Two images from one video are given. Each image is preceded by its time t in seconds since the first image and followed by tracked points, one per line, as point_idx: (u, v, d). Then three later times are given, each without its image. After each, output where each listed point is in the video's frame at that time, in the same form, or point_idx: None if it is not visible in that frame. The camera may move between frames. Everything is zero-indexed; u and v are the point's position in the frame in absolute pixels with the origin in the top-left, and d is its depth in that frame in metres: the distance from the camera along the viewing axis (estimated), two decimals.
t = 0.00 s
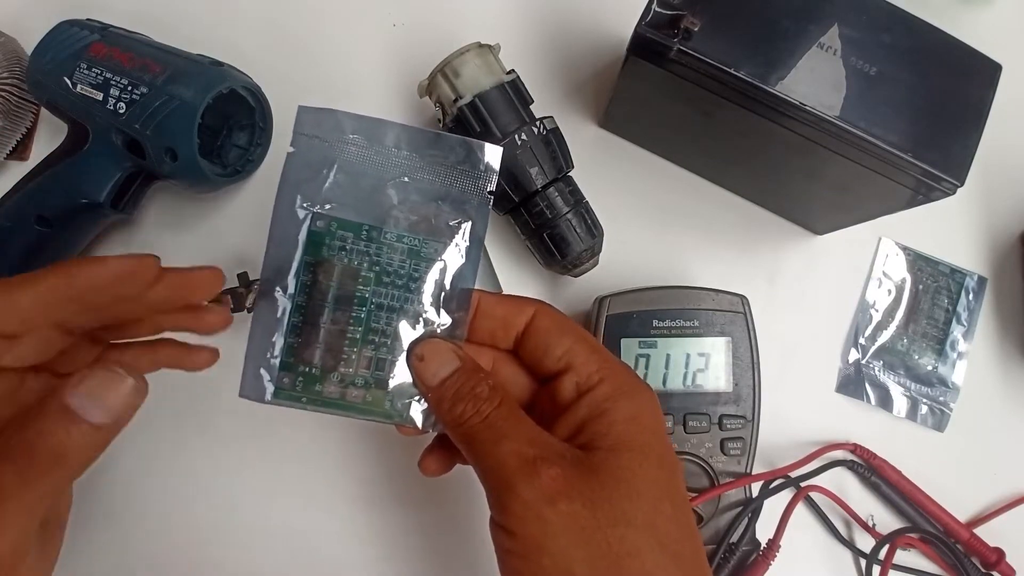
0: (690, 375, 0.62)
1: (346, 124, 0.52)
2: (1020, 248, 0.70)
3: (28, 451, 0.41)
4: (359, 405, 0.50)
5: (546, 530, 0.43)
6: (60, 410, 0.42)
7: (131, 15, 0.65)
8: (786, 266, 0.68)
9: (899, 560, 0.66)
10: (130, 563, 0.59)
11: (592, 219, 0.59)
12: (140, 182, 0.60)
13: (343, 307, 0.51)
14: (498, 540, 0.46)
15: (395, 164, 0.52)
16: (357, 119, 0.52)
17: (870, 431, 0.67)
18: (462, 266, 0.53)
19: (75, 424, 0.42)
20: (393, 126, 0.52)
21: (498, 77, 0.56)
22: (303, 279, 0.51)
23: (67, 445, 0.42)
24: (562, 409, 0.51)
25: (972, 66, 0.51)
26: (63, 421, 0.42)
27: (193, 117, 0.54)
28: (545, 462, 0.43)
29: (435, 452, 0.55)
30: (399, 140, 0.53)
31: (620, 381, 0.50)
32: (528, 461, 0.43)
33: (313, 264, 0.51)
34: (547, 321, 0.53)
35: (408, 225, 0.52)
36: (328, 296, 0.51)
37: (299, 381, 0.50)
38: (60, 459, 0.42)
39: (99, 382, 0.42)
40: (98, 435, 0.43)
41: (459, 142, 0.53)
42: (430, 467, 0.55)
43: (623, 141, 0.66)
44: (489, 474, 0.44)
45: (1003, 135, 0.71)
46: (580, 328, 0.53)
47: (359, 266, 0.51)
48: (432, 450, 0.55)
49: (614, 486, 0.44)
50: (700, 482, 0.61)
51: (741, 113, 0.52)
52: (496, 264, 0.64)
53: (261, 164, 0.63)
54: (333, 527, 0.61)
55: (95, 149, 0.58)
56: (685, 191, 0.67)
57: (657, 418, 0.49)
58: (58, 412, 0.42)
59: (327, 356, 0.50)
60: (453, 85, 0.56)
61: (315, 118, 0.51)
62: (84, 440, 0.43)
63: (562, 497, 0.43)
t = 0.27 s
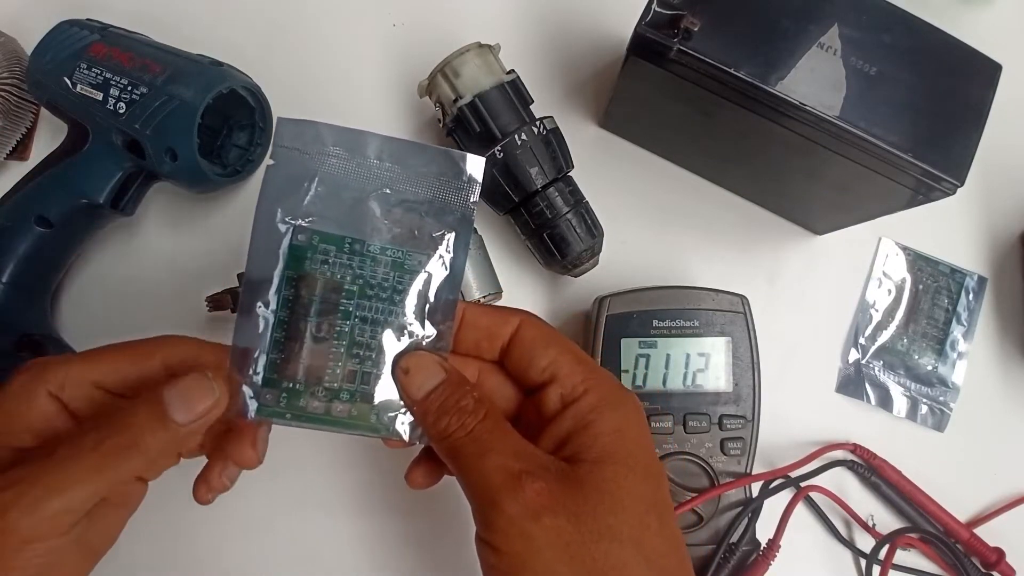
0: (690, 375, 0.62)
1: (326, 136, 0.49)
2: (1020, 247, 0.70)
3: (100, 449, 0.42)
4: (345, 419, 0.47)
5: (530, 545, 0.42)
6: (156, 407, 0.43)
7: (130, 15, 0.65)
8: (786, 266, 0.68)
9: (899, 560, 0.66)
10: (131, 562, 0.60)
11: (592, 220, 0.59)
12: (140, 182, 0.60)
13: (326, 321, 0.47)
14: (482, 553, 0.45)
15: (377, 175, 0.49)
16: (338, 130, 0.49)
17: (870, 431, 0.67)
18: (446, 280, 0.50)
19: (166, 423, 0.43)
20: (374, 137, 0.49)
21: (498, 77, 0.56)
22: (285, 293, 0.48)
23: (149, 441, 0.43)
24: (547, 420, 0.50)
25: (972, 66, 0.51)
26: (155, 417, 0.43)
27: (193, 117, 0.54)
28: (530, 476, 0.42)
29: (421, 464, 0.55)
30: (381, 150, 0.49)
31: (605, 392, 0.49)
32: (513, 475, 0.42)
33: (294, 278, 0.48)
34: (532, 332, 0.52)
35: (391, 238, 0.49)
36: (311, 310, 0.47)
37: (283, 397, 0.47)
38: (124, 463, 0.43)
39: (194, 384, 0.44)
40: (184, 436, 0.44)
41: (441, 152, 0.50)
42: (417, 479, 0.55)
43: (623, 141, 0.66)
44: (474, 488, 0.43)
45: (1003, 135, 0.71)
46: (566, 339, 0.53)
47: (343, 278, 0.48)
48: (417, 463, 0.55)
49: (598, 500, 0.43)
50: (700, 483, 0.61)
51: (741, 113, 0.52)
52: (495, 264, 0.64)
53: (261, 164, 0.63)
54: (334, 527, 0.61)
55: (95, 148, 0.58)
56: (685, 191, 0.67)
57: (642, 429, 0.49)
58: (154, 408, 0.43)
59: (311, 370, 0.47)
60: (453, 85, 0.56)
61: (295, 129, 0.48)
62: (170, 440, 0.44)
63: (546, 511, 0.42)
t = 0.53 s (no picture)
0: (690, 375, 0.62)
1: (326, 143, 0.49)
2: (1020, 248, 0.70)
3: (106, 449, 0.42)
4: (343, 418, 0.48)
5: (521, 538, 0.42)
6: (162, 403, 0.43)
7: (130, 15, 0.65)
8: (786, 266, 0.68)
9: (899, 560, 0.66)
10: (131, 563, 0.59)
11: (592, 220, 0.59)
12: (140, 182, 0.60)
13: (325, 322, 0.48)
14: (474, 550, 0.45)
15: (375, 182, 0.50)
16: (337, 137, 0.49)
17: (870, 431, 0.67)
18: (440, 281, 0.50)
19: (172, 420, 0.43)
20: (372, 145, 0.50)
21: (498, 77, 0.56)
22: (285, 294, 0.48)
23: (156, 438, 0.43)
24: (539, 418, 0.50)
25: (972, 66, 0.51)
26: (163, 415, 0.43)
27: (193, 117, 0.54)
28: (519, 470, 0.42)
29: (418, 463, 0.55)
30: (379, 157, 0.50)
31: (595, 387, 0.49)
32: (503, 469, 0.42)
33: (294, 279, 0.48)
34: (524, 331, 0.52)
35: (388, 242, 0.50)
36: (311, 311, 0.48)
37: (282, 396, 0.47)
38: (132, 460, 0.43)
39: (203, 381, 0.44)
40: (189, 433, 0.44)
41: (438, 159, 0.50)
42: (413, 478, 0.55)
43: (623, 141, 0.66)
44: (465, 483, 0.43)
45: (1003, 135, 0.71)
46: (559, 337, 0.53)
47: (341, 280, 0.49)
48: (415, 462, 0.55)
49: (589, 492, 0.43)
50: (700, 483, 0.61)
51: (741, 113, 0.52)
52: (495, 264, 0.64)
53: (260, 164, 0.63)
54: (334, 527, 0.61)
55: (95, 148, 0.58)
56: (685, 191, 0.67)
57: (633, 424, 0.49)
58: (160, 405, 0.43)
59: (310, 370, 0.48)
60: (453, 85, 0.56)
61: (295, 137, 0.49)
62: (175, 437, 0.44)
63: (536, 504, 0.42)
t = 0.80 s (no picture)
0: (689, 375, 0.62)
1: (332, 133, 0.49)
2: (1020, 248, 0.70)
3: (107, 443, 0.42)
4: (339, 409, 0.47)
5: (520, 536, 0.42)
6: (162, 394, 0.43)
7: (130, 15, 0.65)
8: (786, 266, 0.68)
9: (899, 560, 0.66)
10: (131, 563, 0.59)
11: (592, 220, 0.59)
12: (140, 182, 0.60)
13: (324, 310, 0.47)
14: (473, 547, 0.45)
15: (379, 172, 0.50)
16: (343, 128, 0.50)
17: (870, 431, 0.67)
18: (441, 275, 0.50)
19: (172, 409, 0.43)
20: (377, 135, 0.50)
21: (498, 77, 0.56)
22: (285, 282, 0.47)
23: (158, 429, 0.43)
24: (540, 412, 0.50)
25: (972, 67, 0.51)
26: (163, 405, 0.43)
27: (193, 117, 0.54)
28: (518, 467, 0.42)
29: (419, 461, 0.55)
30: (383, 147, 0.50)
31: (595, 380, 0.49)
32: (501, 466, 0.42)
33: (295, 267, 0.48)
34: (524, 323, 0.52)
35: (390, 234, 0.50)
36: (310, 299, 0.47)
37: (279, 384, 0.47)
38: (135, 453, 0.43)
39: (200, 369, 0.44)
40: (189, 422, 0.44)
41: (441, 150, 0.50)
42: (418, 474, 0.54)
43: (623, 141, 0.66)
44: (463, 480, 0.43)
45: (1003, 135, 0.71)
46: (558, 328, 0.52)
47: (342, 270, 0.48)
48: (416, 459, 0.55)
49: (590, 488, 0.43)
50: (700, 483, 0.61)
51: (741, 113, 0.52)
52: (495, 264, 0.64)
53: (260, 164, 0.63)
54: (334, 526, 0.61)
55: (95, 148, 0.58)
56: (685, 191, 0.67)
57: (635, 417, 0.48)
58: (159, 395, 0.43)
59: (306, 359, 0.47)
60: (453, 86, 0.56)
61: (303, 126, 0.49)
62: (175, 426, 0.44)
63: (535, 501, 0.42)
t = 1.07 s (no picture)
0: (690, 375, 0.62)
1: (320, 130, 0.51)
2: (1020, 248, 0.70)
3: (79, 416, 0.42)
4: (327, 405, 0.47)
5: (512, 549, 0.42)
6: (129, 366, 0.43)
7: (131, 15, 0.65)
8: (786, 266, 0.68)
9: (899, 560, 0.66)
10: (132, 563, 0.59)
11: (592, 220, 0.59)
12: (140, 182, 0.60)
13: (313, 308, 0.48)
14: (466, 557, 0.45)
15: (367, 167, 0.51)
16: (331, 124, 0.51)
17: (870, 432, 0.67)
18: (432, 275, 0.50)
19: (142, 380, 0.43)
20: (365, 131, 0.51)
21: (498, 77, 0.56)
22: (278, 280, 0.49)
23: (128, 400, 0.43)
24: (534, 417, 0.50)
25: (972, 67, 0.51)
26: (129, 375, 0.43)
27: (193, 117, 0.54)
28: (511, 478, 0.42)
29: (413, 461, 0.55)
30: (372, 143, 0.51)
31: (589, 387, 0.48)
32: (493, 477, 0.42)
33: (287, 266, 0.49)
34: (516, 327, 0.51)
35: (378, 227, 0.50)
36: (300, 297, 0.48)
37: (271, 378, 0.48)
38: (108, 426, 0.43)
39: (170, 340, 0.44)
40: (161, 395, 0.44)
41: (430, 147, 0.51)
42: (408, 472, 0.55)
43: (623, 141, 0.66)
44: (456, 491, 0.43)
45: (1003, 135, 0.71)
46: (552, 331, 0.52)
47: (331, 268, 0.48)
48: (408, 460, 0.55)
49: (582, 499, 0.43)
50: (700, 483, 0.61)
51: (741, 113, 0.52)
52: (495, 264, 0.64)
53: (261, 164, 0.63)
54: (335, 527, 0.61)
55: (95, 149, 0.58)
56: (685, 191, 0.67)
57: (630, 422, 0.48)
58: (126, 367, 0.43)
59: (297, 355, 0.48)
60: (453, 86, 0.56)
61: (291, 122, 0.50)
62: (147, 398, 0.44)
63: (527, 514, 0.42)
